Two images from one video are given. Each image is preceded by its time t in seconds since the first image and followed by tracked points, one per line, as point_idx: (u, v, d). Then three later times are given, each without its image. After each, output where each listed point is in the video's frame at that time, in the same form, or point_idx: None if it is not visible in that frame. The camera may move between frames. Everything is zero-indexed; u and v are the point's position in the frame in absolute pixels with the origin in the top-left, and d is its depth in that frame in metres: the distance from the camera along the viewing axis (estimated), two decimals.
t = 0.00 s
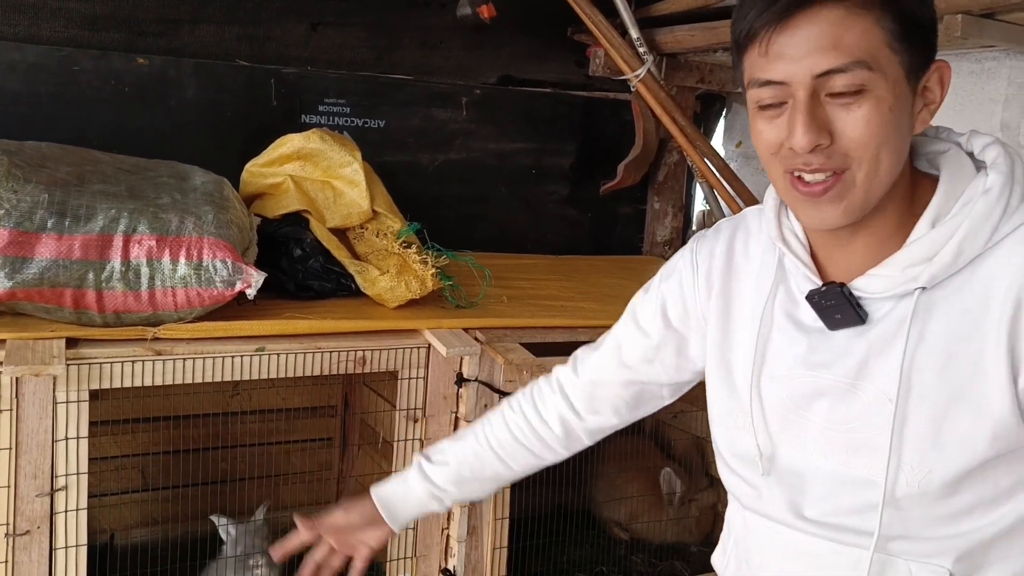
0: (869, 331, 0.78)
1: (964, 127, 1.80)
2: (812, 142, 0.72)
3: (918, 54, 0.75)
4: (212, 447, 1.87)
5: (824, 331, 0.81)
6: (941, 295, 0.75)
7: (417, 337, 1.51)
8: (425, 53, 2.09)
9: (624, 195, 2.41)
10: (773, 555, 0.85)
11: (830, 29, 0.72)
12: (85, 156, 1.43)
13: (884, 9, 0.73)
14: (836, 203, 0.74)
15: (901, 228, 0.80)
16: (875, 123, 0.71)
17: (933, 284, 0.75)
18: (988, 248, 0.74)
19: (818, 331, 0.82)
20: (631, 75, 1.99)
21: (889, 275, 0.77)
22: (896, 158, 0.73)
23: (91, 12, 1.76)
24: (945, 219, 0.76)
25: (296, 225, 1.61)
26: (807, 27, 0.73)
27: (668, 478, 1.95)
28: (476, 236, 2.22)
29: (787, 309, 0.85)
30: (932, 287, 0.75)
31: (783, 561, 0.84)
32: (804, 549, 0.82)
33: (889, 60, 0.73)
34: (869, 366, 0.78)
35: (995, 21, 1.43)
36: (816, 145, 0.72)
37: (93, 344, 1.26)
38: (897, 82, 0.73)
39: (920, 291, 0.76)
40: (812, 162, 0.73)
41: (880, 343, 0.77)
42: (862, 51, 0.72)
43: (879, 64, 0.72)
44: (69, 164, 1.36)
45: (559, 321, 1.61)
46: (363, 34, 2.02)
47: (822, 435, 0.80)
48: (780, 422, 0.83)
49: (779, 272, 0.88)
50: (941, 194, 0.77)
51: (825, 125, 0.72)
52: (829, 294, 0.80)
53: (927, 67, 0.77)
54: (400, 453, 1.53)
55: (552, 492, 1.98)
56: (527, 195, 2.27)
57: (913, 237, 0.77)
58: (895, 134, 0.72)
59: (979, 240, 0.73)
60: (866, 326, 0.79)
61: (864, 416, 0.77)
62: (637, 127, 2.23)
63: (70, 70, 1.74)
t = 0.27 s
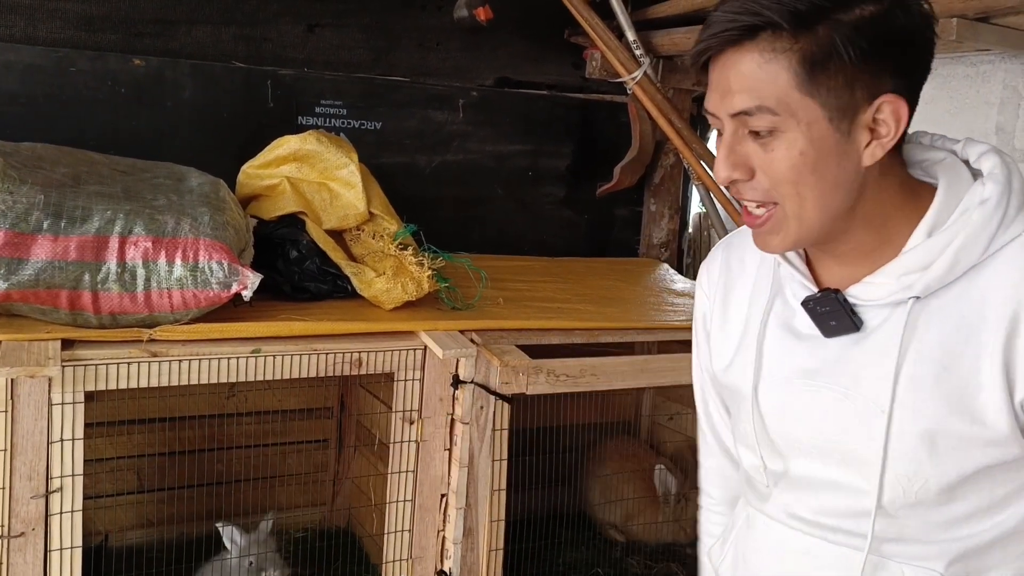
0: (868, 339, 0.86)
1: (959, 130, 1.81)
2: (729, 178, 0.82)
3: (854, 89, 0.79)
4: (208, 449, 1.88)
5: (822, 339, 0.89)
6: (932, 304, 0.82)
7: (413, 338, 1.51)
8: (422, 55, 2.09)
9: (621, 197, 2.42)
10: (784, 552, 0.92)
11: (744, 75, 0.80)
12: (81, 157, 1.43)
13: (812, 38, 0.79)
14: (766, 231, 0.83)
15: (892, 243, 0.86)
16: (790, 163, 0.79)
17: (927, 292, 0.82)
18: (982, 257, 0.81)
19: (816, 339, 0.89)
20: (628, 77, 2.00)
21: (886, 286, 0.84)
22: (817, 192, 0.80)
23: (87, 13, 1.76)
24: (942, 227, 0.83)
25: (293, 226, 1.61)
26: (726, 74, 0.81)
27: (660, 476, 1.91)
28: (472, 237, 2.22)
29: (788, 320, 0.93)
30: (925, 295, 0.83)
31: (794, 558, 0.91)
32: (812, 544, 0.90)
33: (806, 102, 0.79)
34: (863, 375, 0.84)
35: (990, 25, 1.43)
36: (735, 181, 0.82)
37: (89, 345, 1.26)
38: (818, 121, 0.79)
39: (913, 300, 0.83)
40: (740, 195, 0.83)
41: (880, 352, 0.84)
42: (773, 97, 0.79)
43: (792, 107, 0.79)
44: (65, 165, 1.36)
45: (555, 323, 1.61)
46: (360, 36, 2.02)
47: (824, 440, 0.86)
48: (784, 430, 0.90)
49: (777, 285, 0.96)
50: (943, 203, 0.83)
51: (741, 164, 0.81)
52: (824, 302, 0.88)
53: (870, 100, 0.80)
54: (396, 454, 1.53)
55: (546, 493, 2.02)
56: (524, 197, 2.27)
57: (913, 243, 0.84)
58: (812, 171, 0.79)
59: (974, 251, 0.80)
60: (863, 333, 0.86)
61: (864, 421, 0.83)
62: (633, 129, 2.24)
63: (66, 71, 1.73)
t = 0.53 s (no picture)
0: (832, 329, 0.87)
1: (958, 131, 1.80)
2: (717, 172, 0.85)
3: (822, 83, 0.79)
4: (208, 449, 1.88)
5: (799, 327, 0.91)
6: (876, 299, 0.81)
7: (412, 339, 1.51)
8: (421, 55, 2.09)
9: (620, 197, 2.42)
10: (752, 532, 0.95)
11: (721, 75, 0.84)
12: (80, 158, 1.43)
13: (778, 42, 0.81)
14: (755, 224, 0.84)
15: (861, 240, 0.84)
16: (759, 155, 0.80)
17: (874, 287, 0.81)
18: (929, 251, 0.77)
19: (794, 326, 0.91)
20: (627, 78, 2.00)
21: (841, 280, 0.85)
22: (794, 183, 0.80)
23: (86, 13, 1.76)
24: (897, 226, 0.80)
25: (291, 227, 1.61)
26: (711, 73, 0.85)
27: (662, 479, 1.91)
28: (471, 238, 2.22)
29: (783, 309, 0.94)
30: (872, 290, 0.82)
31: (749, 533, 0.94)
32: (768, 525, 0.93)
33: (777, 93, 0.80)
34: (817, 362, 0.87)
35: (989, 25, 1.43)
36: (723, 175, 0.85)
37: (87, 346, 1.25)
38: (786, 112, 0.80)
39: (862, 292, 0.83)
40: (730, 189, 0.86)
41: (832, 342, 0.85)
42: (746, 92, 0.82)
43: (766, 99, 0.81)
44: (64, 166, 1.36)
45: (554, 324, 1.61)
46: (359, 36, 2.02)
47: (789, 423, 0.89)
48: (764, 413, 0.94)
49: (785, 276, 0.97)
50: (910, 199, 0.79)
51: (725, 158, 0.83)
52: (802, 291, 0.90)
53: (838, 96, 0.79)
54: (395, 454, 1.53)
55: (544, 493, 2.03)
56: (523, 197, 2.27)
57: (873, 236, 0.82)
58: (784, 160, 0.79)
59: (911, 254, 0.78)
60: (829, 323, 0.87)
61: (817, 414, 0.85)
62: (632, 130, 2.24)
63: (65, 72, 1.73)
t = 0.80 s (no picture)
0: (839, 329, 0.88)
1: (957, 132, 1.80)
2: (737, 182, 0.85)
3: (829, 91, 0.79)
4: (207, 452, 1.88)
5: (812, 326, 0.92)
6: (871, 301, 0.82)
7: (412, 341, 1.51)
8: (420, 57, 2.09)
9: (619, 199, 2.41)
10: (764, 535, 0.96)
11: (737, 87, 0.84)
12: (80, 160, 1.43)
13: (781, 52, 0.81)
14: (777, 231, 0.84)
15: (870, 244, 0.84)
16: (776, 164, 0.80)
17: (871, 289, 0.82)
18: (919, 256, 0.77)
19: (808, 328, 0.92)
20: (626, 80, 2.00)
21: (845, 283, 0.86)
22: (810, 191, 0.79)
23: (85, 15, 1.76)
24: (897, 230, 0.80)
25: (290, 229, 1.60)
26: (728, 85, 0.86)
27: (658, 476, 1.90)
28: (471, 240, 2.22)
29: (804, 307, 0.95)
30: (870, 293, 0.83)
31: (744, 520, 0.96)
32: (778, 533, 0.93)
33: (790, 102, 0.80)
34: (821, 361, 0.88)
35: (988, 27, 1.43)
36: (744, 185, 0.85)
37: (87, 348, 1.25)
38: (799, 120, 0.80)
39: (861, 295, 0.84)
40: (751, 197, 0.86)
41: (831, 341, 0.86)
42: (761, 102, 0.82)
43: (780, 108, 0.81)
44: (63, 168, 1.36)
45: (554, 326, 1.61)
46: (358, 38, 2.02)
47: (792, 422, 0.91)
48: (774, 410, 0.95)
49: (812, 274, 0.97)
50: (911, 203, 0.79)
51: (743, 167, 0.84)
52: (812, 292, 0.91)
53: (844, 102, 0.78)
54: (395, 456, 1.53)
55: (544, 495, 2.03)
56: (523, 199, 2.27)
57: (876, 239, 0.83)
58: (800, 169, 0.79)
59: (903, 258, 0.78)
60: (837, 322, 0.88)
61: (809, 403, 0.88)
62: (632, 132, 2.24)
63: (64, 74, 1.73)
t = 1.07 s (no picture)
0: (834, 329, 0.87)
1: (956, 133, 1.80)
2: (742, 181, 0.85)
3: (840, 89, 0.78)
4: (205, 454, 1.88)
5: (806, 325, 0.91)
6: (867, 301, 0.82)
7: (410, 343, 1.51)
8: (418, 58, 2.09)
9: (618, 201, 2.41)
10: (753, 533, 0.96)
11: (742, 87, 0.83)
12: (77, 162, 1.43)
13: (793, 48, 0.80)
14: (782, 230, 0.84)
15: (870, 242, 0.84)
16: (784, 165, 0.80)
17: (867, 288, 0.82)
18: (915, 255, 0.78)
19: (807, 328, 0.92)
20: (625, 82, 2.00)
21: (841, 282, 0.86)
22: (819, 191, 0.79)
23: (83, 17, 1.76)
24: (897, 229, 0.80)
25: (288, 231, 1.60)
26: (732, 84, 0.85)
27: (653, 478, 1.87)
28: (469, 242, 2.22)
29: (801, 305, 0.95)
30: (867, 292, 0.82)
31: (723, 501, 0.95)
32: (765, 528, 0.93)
33: (799, 101, 0.79)
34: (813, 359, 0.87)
35: (986, 29, 1.43)
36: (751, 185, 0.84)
37: (84, 351, 1.25)
38: (808, 121, 0.79)
39: (858, 294, 0.84)
40: (756, 196, 0.86)
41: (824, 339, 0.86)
42: (767, 104, 0.81)
43: (788, 109, 0.80)
44: (61, 171, 1.36)
45: (552, 328, 1.61)
46: (356, 40, 2.02)
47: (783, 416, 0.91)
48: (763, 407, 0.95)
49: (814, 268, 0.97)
50: (911, 202, 0.79)
51: (750, 167, 0.83)
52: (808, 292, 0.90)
53: (858, 99, 0.78)
54: (392, 459, 1.53)
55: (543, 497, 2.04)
56: (521, 201, 2.26)
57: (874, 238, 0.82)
58: (809, 169, 0.79)
59: (902, 255, 0.78)
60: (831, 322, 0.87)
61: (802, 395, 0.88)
62: (630, 134, 2.23)
63: (62, 76, 1.73)
